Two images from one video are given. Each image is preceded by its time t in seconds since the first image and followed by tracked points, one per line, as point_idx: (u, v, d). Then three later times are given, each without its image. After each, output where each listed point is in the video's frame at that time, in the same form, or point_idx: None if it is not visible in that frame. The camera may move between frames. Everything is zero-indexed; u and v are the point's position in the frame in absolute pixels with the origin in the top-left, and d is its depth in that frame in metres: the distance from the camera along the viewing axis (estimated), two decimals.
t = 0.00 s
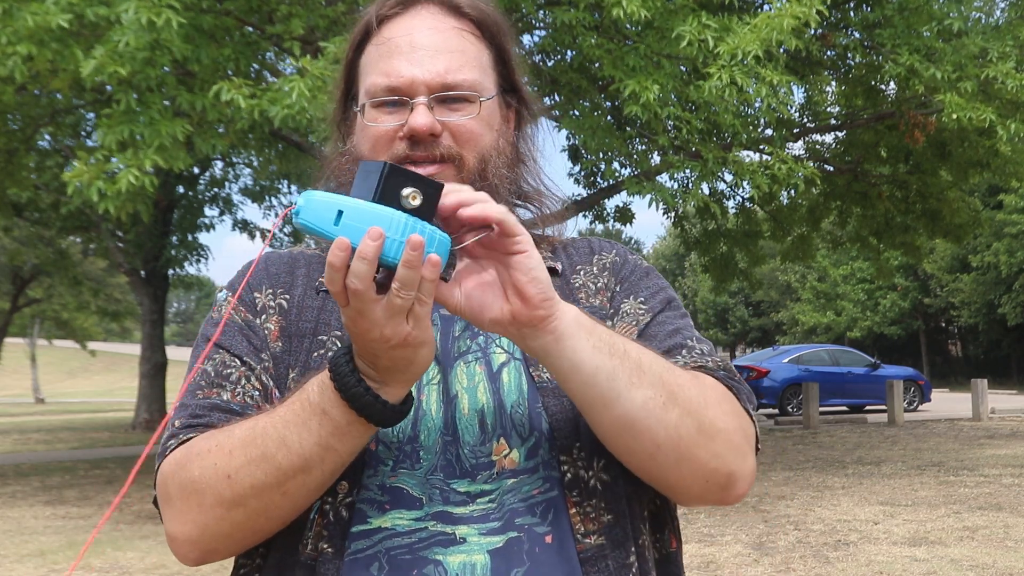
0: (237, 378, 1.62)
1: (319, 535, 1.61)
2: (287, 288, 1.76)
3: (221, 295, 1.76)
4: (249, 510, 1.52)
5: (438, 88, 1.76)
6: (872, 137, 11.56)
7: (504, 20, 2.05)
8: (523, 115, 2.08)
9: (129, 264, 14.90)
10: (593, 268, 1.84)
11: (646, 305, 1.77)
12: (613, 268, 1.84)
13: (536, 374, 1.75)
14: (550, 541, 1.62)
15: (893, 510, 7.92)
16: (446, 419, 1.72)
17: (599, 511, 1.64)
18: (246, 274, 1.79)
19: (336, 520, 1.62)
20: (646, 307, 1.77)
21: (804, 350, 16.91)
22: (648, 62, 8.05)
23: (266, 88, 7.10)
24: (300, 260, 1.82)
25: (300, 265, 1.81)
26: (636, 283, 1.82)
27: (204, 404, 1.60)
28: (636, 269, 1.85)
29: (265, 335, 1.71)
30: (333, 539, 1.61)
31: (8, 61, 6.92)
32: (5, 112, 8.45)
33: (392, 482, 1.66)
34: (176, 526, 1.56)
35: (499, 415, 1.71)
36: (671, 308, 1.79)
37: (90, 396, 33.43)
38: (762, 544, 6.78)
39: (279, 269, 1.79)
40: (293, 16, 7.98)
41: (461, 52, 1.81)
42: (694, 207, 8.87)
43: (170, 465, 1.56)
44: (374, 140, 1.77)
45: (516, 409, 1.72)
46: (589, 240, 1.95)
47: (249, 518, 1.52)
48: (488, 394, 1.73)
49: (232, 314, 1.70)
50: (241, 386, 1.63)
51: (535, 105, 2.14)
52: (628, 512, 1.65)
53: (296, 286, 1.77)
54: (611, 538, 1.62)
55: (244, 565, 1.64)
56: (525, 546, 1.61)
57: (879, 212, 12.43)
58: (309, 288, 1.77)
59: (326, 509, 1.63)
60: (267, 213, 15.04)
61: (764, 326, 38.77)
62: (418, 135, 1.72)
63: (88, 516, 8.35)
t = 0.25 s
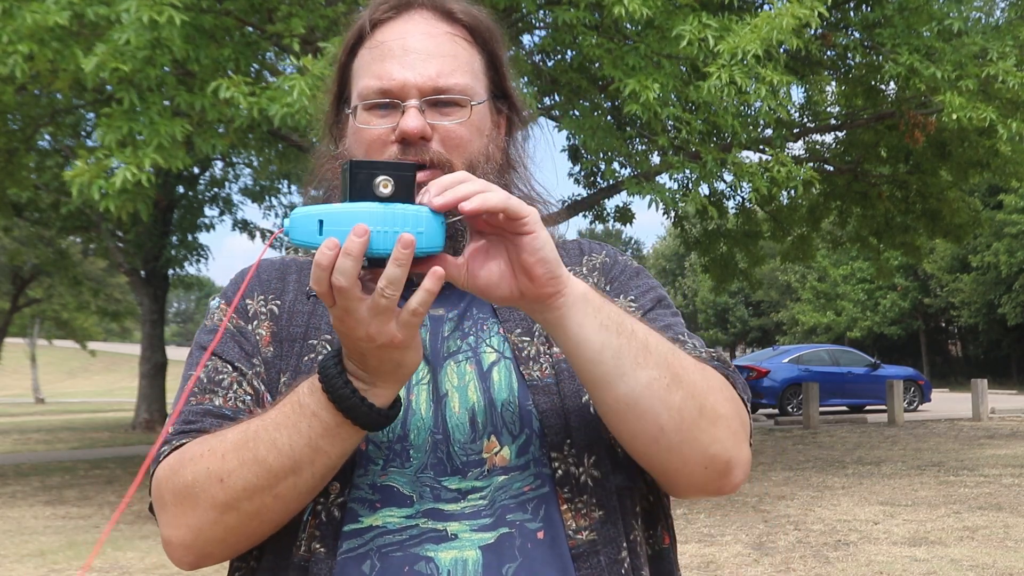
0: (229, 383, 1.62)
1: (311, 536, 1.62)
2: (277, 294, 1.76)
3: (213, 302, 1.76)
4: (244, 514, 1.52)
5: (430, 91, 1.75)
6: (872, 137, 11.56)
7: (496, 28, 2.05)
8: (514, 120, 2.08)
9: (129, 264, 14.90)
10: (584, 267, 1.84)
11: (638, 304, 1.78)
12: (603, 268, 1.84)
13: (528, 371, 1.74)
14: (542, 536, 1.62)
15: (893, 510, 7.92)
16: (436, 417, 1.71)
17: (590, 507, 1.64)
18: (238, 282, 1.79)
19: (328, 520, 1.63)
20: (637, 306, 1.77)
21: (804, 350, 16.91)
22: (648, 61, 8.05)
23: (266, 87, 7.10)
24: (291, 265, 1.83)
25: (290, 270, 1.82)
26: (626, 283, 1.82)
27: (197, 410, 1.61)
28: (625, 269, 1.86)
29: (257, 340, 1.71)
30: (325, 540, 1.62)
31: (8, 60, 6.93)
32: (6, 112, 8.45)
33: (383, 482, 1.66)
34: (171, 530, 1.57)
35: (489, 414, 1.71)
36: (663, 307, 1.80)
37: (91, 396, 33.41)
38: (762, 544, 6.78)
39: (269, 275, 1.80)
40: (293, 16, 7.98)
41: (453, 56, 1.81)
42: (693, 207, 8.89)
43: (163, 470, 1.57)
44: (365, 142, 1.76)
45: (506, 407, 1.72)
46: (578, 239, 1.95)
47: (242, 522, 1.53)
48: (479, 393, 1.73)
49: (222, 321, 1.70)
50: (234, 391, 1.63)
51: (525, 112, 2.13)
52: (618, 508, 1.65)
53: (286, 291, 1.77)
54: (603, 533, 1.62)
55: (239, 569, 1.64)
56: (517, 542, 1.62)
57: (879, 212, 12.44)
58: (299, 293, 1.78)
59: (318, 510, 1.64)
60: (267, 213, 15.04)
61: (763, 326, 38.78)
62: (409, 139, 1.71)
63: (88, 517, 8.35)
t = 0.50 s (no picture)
0: (223, 390, 1.63)
1: (308, 538, 1.62)
2: (271, 300, 1.77)
3: (207, 307, 1.77)
4: (244, 522, 1.53)
5: (424, 95, 1.74)
6: (872, 137, 11.56)
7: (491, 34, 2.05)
8: (508, 125, 2.07)
9: (129, 264, 14.90)
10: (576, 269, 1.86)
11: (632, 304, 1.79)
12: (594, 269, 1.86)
13: (521, 370, 1.75)
14: (537, 532, 1.63)
15: (892, 510, 7.93)
16: (431, 417, 1.72)
17: (585, 503, 1.65)
18: (232, 287, 1.80)
19: (324, 523, 1.63)
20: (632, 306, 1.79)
21: (804, 350, 16.92)
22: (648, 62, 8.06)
23: (266, 87, 7.11)
24: (284, 271, 1.84)
25: (283, 276, 1.83)
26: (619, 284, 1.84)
27: (192, 417, 1.61)
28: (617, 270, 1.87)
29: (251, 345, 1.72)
30: (322, 541, 1.62)
31: (9, 60, 6.94)
32: (6, 112, 8.45)
33: (378, 482, 1.66)
34: (169, 538, 1.57)
35: (483, 413, 1.72)
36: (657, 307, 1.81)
37: (91, 396, 33.41)
38: (763, 544, 6.78)
39: (263, 281, 1.81)
40: (294, 16, 7.99)
41: (448, 60, 1.80)
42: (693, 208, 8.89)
43: (162, 479, 1.57)
44: (359, 145, 1.77)
45: (501, 406, 1.72)
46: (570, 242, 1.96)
47: (241, 530, 1.54)
48: (473, 392, 1.74)
49: (216, 326, 1.71)
50: (228, 397, 1.64)
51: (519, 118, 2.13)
52: (614, 504, 1.66)
53: (279, 297, 1.78)
54: (598, 528, 1.63)
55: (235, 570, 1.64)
56: (512, 539, 1.62)
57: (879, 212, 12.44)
58: (292, 299, 1.78)
59: (314, 512, 1.63)
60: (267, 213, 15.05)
61: (763, 326, 38.78)
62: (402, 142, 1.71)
63: (88, 517, 8.35)
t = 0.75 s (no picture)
0: (219, 395, 1.63)
1: (308, 542, 1.63)
2: (267, 305, 1.78)
3: (204, 311, 1.78)
4: (245, 532, 1.55)
5: (418, 95, 1.75)
6: (872, 137, 11.55)
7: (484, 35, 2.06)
8: (500, 125, 2.08)
9: (129, 264, 14.90)
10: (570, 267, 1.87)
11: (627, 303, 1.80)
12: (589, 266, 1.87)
13: (517, 369, 1.75)
14: (537, 531, 1.63)
15: (892, 510, 7.93)
16: (427, 417, 1.73)
17: (584, 500, 1.65)
18: (229, 292, 1.80)
19: (324, 528, 1.64)
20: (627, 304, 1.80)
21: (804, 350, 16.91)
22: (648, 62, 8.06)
23: (266, 86, 7.11)
24: (281, 276, 1.84)
25: (280, 280, 1.83)
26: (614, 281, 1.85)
27: (188, 422, 1.61)
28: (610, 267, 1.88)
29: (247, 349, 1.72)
30: (322, 546, 1.63)
31: (9, 60, 6.95)
32: (6, 112, 8.46)
33: (377, 484, 1.66)
34: (169, 544, 1.58)
35: (480, 413, 1.72)
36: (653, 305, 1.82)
37: (91, 396, 33.41)
38: (763, 544, 6.78)
39: (259, 286, 1.81)
40: (293, 16, 8.00)
41: (442, 60, 1.81)
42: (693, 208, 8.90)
43: (163, 484, 1.58)
44: (354, 144, 1.77)
45: (498, 406, 1.73)
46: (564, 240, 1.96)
47: (242, 540, 1.55)
48: (469, 392, 1.75)
49: (212, 331, 1.72)
50: (223, 401, 1.64)
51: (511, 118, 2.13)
52: (613, 501, 1.67)
53: (275, 302, 1.78)
54: (598, 525, 1.64)
55: (232, 574, 1.64)
56: (512, 538, 1.63)
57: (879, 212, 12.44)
58: (288, 304, 1.79)
59: (315, 518, 1.64)
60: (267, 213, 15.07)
61: (763, 326, 38.78)
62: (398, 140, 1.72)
63: (88, 516, 8.35)
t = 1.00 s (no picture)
0: (218, 403, 1.64)
1: (309, 547, 1.65)
2: (266, 310, 1.78)
3: (203, 316, 1.78)
4: (242, 544, 1.56)
5: (414, 95, 1.76)
6: (872, 137, 11.56)
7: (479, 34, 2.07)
8: (496, 124, 2.08)
9: (129, 264, 14.91)
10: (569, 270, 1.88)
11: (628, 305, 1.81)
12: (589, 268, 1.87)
13: (517, 371, 1.76)
14: (536, 532, 1.64)
15: (892, 511, 7.93)
16: (426, 419, 1.73)
17: (584, 501, 1.66)
18: (228, 297, 1.80)
19: (325, 532, 1.65)
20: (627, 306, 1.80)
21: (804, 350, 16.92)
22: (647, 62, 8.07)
23: (266, 85, 7.11)
24: (279, 280, 1.84)
25: (278, 284, 1.83)
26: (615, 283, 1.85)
27: (188, 430, 1.62)
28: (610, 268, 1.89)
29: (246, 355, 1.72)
30: (323, 551, 1.64)
31: (10, 60, 6.96)
32: (6, 112, 8.47)
33: (377, 487, 1.66)
34: (167, 551, 1.60)
35: (479, 414, 1.73)
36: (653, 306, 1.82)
37: (91, 396, 33.40)
38: (762, 544, 6.79)
39: (258, 290, 1.81)
40: (293, 16, 8.01)
41: (437, 60, 1.82)
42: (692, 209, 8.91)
43: (161, 493, 1.59)
44: (352, 146, 1.78)
45: (497, 408, 1.73)
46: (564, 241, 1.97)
47: (239, 551, 1.57)
48: (468, 394, 1.75)
49: (211, 337, 1.72)
50: (222, 409, 1.64)
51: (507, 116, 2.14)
52: (613, 502, 1.67)
53: (274, 306, 1.78)
54: (598, 526, 1.64)
55: None
56: (513, 539, 1.63)
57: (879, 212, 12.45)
58: (285, 309, 1.79)
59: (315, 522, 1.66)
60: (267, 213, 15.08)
61: (763, 326, 38.78)
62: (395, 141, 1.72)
63: (88, 517, 8.36)
